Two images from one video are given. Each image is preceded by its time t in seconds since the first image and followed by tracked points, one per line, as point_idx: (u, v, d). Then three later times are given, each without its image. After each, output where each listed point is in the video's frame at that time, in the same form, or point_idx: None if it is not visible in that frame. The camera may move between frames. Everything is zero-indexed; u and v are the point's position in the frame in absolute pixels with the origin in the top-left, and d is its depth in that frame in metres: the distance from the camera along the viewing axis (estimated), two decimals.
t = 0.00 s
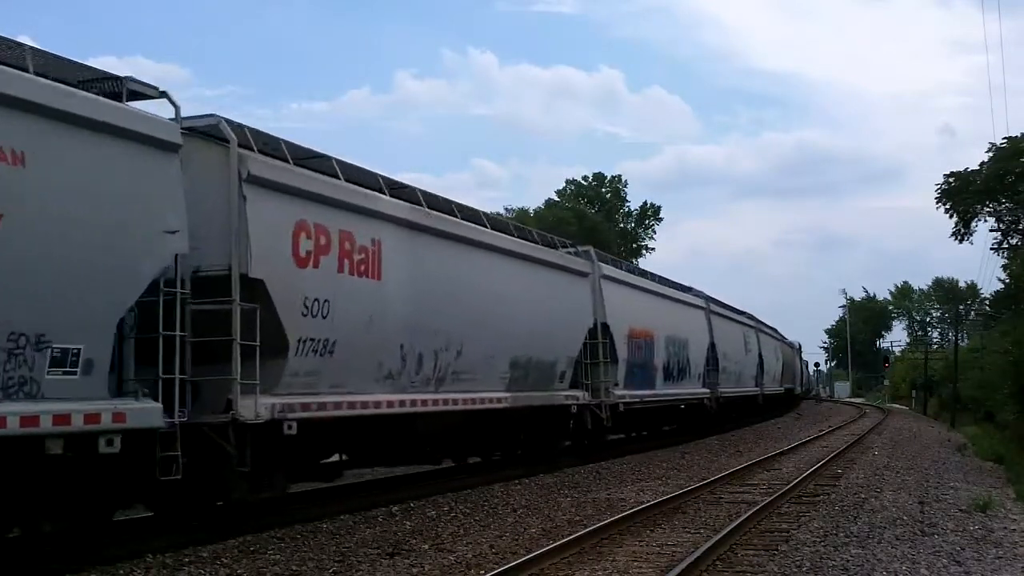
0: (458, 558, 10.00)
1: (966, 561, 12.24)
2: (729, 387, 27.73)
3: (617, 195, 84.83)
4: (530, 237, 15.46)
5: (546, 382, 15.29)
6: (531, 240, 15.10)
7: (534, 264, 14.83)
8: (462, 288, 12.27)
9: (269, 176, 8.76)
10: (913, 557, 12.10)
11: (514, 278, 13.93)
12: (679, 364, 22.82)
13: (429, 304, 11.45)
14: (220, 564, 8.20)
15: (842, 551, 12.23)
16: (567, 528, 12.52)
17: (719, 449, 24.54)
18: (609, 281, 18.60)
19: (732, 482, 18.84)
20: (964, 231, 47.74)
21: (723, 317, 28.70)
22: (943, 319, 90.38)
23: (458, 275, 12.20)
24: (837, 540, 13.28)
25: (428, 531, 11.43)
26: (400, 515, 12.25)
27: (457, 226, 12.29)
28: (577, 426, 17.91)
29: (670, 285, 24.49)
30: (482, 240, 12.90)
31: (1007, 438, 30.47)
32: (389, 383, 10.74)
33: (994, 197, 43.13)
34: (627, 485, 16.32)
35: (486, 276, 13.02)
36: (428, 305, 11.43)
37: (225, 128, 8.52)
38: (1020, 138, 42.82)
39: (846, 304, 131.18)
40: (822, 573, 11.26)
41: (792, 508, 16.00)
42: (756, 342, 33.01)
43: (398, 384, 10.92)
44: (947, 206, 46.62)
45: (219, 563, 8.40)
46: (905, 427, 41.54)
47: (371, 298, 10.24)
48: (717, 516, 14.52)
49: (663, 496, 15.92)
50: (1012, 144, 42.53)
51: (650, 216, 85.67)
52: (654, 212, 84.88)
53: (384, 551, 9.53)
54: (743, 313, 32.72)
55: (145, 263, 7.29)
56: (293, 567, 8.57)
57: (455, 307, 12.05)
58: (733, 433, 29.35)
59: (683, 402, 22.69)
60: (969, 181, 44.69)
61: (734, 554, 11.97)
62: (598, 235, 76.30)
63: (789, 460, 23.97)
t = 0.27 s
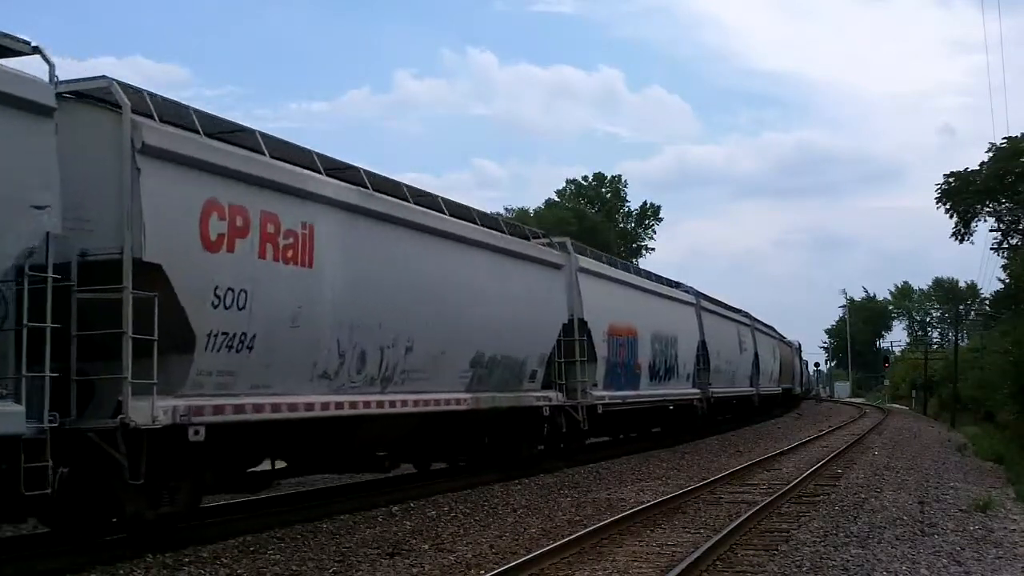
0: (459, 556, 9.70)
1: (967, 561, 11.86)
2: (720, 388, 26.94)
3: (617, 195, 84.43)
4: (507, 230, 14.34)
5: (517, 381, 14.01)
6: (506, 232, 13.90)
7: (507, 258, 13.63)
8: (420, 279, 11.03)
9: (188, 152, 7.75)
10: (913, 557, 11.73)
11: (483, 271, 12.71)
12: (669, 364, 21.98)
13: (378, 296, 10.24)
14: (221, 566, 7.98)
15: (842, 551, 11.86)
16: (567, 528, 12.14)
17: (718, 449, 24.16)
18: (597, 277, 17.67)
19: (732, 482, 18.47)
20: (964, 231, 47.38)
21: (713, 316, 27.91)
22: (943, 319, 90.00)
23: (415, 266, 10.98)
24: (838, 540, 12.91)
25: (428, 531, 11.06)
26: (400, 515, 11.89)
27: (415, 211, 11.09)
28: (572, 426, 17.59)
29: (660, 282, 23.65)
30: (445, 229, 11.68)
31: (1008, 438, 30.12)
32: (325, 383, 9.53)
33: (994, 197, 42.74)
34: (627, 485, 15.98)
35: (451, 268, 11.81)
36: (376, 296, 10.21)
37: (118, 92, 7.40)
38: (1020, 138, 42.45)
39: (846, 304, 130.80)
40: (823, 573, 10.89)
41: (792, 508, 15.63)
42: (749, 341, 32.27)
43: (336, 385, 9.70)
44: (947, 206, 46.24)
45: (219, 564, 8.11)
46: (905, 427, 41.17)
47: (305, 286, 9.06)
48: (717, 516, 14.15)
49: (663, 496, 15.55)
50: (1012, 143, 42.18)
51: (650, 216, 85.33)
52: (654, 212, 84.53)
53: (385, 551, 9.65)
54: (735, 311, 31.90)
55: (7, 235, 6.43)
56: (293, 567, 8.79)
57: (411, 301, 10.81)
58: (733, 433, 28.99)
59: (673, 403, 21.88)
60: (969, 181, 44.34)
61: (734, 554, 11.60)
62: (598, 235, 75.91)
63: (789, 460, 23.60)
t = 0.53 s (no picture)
0: (459, 557, 9.35)
1: (967, 561, 11.50)
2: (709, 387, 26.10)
3: (617, 195, 84.06)
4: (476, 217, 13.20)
5: (482, 380, 12.71)
6: (474, 221, 12.63)
7: (475, 249, 12.39)
8: (370, 269, 9.74)
9: (112, 131, 6.70)
10: (914, 557, 11.37)
11: (447, 263, 11.45)
12: (654, 362, 21.09)
13: (319, 286, 8.92)
14: (221, 564, 8.24)
15: (841, 551, 11.49)
16: (567, 528, 11.78)
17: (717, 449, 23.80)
18: (578, 269, 16.70)
19: (732, 482, 18.11)
20: (964, 231, 47.02)
21: (703, 313, 27.04)
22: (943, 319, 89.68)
23: (364, 255, 9.68)
24: (838, 540, 12.55)
25: (428, 531, 10.68)
26: (400, 515, 11.50)
27: (366, 194, 9.80)
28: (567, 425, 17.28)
29: (646, 276, 22.71)
30: (400, 214, 10.39)
31: (1008, 438, 29.75)
32: (245, 384, 8.18)
33: (993, 198, 42.38)
34: (627, 485, 15.62)
35: (409, 257, 10.53)
36: (318, 286, 8.91)
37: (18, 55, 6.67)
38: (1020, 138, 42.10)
39: (846, 305, 130.47)
40: (823, 573, 10.52)
41: (792, 508, 15.27)
42: (742, 340, 31.43)
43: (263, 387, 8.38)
44: (947, 206, 45.88)
45: (219, 563, 8.45)
46: (905, 427, 40.81)
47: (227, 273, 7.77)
48: (717, 516, 13.79)
49: (663, 496, 15.18)
50: (1012, 143, 41.85)
51: (649, 216, 85.05)
52: (654, 212, 84.25)
53: (385, 552, 9.28)
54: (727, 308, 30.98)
55: None
56: (293, 567, 8.48)
57: (358, 293, 9.51)
58: (732, 433, 28.63)
59: (658, 403, 21.02)
60: (969, 181, 43.97)
61: (734, 555, 11.24)
62: (597, 236, 75.52)
63: (788, 460, 23.24)
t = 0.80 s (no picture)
0: (458, 557, 8.99)
1: (966, 562, 11.14)
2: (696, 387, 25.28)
3: (616, 195, 83.71)
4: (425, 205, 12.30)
5: (434, 382, 11.69)
6: (424, 209, 11.67)
7: (424, 238, 11.45)
8: (297, 256, 8.73)
9: (33, 110, 6.22)
10: (913, 557, 11.01)
11: (389, 252, 10.47)
12: (633, 360, 20.26)
13: (233, 272, 7.91)
14: (221, 565, 7.94)
15: (841, 551, 11.13)
16: (567, 528, 11.42)
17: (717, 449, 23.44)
18: (546, 261, 15.85)
19: (732, 482, 17.75)
20: (964, 231, 46.67)
21: (689, 310, 26.20)
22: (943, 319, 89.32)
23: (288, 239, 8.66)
24: (837, 540, 12.19)
25: (428, 531, 10.33)
26: (400, 515, 11.12)
27: (291, 174, 8.82)
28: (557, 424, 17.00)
29: (627, 270, 21.85)
30: (333, 197, 9.40)
31: (1008, 438, 29.39)
32: (141, 384, 7.11)
33: (993, 197, 42.03)
34: (627, 485, 15.26)
35: (343, 243, 9.55)
36: (232, 273, 7.90)
37: None
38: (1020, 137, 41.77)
39: (846, 305, 130.13)
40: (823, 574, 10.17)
41: (792, 508, 14.91)
42: (733, 338, 30.60)
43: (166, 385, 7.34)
44: (947, 206, 45.53)
45: (219, 563, 8.15)
46: (907, 428, 40.45)
47: (119, 255, 6.78)
48: (717, 516, 13.43)
49: (663, 496, 14.82)
50: (1011, 143, 41.52)
51: (649, 216, 84.72)
52: (654, 212, 83.94)
53: (385, 552, 8.93)
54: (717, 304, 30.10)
55: None
56: (293, 567, 8.15)
57: (281, 282, 8.49)
58: (732, 433, 28.27)
59: (640, 403, 20.24)
60: (968, 181, 43.63)
61: (734, 555, 10.88)
62: (597, 236, 75.14)
63: (789, 460, 22.88)
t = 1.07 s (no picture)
0: (458, 557, 9.25)
1: (967, 561, 11.41)
2: (689, 387, 24.59)
3: (617, 195, 84.01)
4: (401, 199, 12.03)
5: (383, 382, 10.51)
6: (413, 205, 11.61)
7: (412, 233, 11.34)
8: (278, 250, 8.62)
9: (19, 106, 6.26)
10: (914, 557, 11.27)
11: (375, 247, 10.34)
12: (619, 358, 19.50)
13: (214, 267, 7.80)
14: (221, 564, 8.15)
15: (841, 551, 11.39)
16: (567, 528, 11.67)
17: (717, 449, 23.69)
18: (521, 254, 15.04)
19: (732, 482, 18.00)
20: (965, 231, 46.94)
21: (681, 307, 25.46)
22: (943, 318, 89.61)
23: (268, 234, 8.55)
24: (838, 540, 12.45)
25: (428, 532, 10.55)
26: (400, 514, 11.30)
27: (274, 168, 8.74)
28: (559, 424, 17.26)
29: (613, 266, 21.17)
30: (318, 193, 9.33)
31: (1007, 438, 29.64)
32: (121, 385, 6.99)
33: (994, 198, 42.29)
34: (627, 485, 15.51)
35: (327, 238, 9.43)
36: (217, 270, 7.84)
37: None
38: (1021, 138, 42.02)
39: (846, 305, 130.46)
40: (823, 573, 10.42)
41: (792, 508, 15.17)
42: (727, 337, 29.97)
43: (150, 385, 7.25)
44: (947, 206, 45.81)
45: (220, 563, 8.35)
46: (906, 427, 40.73)
47: (98, 250, 6.70)
48: (717, 516, 13.69)
49: (663, 496, 15.07)
50: (1012, 144, 41.81)
51: (650, 215, 85.04)
52: (654, 212, 84.27)
53: (385, 552, 9.17)
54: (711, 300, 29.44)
55: None
56: (292, 568, 8.37)
57: (263, 277, 8.37)
58: (732, 432, 28.53)
59: (624, 403, 19.43)
60: (969, 181, 43.91)
61: (734, 555, 11.13)
62: (598, 236, 75.42)
63: (789, 460, 23.13)
